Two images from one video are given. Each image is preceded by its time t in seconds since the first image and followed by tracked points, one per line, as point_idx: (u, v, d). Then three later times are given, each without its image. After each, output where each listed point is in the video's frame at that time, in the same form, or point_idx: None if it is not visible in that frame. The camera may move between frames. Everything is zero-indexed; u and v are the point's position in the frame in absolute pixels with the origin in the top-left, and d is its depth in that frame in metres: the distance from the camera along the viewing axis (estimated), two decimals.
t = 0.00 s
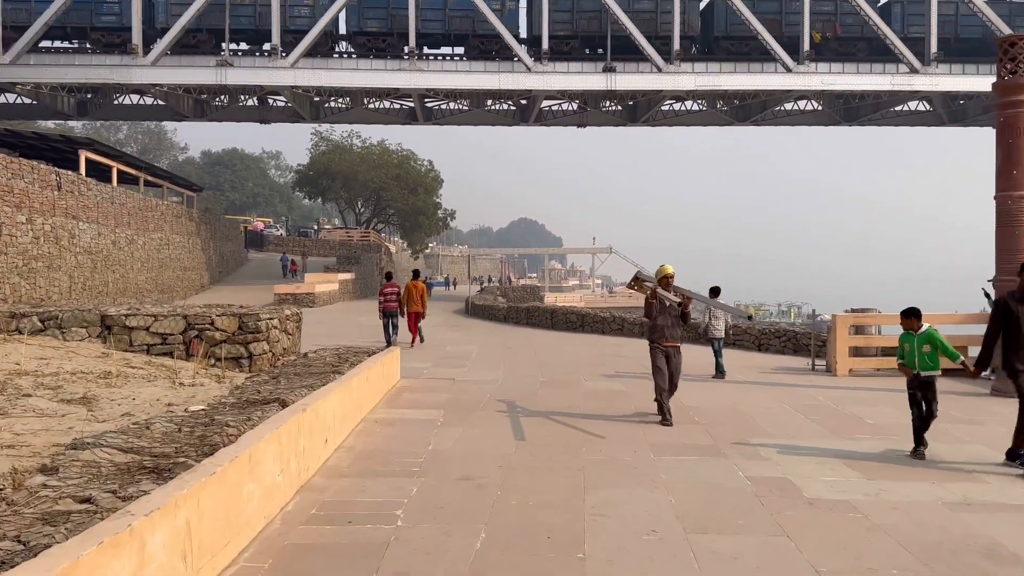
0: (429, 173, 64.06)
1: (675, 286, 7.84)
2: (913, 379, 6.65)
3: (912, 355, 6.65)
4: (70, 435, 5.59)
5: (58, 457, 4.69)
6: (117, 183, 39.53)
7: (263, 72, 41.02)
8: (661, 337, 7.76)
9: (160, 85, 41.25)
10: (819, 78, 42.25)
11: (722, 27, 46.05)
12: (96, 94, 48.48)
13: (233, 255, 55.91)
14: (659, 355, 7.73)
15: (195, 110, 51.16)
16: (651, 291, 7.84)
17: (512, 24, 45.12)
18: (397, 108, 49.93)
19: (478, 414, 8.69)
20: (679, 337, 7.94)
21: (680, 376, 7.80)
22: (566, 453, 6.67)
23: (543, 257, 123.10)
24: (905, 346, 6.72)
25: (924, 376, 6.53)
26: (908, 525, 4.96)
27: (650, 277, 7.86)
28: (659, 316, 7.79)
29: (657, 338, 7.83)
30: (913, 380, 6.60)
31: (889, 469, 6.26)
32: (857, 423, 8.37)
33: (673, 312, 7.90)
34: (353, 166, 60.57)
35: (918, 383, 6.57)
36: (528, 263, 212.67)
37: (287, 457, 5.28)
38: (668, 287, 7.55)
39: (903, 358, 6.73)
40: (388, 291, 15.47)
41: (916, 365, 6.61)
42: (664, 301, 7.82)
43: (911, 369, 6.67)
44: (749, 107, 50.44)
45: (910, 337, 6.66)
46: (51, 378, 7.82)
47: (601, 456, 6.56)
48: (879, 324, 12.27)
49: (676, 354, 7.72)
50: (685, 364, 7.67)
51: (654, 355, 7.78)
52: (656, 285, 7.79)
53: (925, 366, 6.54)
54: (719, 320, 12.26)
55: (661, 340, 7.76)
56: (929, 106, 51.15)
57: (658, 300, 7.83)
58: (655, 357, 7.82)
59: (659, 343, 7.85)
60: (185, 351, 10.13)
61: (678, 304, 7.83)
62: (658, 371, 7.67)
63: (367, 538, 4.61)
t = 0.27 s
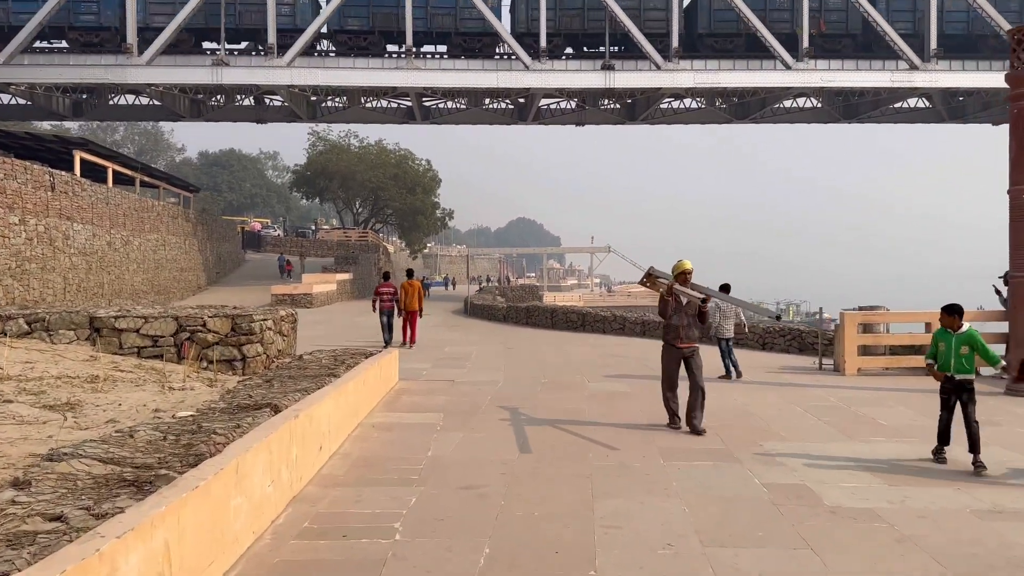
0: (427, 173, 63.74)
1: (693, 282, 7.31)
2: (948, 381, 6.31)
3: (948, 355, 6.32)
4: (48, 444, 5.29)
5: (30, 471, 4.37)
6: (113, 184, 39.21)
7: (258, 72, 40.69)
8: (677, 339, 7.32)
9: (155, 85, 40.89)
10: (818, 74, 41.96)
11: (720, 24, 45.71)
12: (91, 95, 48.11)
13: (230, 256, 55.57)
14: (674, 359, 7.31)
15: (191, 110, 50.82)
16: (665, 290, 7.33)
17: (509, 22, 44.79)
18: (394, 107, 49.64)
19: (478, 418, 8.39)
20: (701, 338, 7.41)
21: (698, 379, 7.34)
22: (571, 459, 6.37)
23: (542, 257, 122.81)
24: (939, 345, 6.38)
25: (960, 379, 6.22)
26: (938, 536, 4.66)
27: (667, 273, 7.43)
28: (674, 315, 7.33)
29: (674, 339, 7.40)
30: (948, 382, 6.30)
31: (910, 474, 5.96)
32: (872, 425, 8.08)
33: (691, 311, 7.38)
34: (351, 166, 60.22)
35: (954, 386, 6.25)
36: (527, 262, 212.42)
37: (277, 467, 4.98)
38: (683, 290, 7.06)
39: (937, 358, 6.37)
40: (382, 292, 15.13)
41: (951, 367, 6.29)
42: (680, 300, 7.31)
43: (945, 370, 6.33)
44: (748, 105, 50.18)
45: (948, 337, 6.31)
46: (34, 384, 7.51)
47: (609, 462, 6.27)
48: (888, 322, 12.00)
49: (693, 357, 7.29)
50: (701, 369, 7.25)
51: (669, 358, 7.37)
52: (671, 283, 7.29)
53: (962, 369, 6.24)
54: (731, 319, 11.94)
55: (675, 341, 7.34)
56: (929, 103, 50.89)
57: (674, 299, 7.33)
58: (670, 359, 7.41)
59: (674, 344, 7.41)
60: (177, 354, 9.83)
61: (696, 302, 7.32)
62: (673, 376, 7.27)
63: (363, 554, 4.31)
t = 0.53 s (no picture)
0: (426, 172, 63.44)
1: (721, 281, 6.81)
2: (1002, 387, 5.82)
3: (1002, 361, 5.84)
4: (26, 458, 4.97)
5: (2, 487, 4.06)
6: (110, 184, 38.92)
7: (257, 70, 40.35)
8: (704, 344, 6.76)
9: (153, 84, 40.57)
10: (820, 71, 41.64)
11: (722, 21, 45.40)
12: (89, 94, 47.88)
13: (229, 256, 55.31)
14: (702, 366, 6.75)
15: (190, 109, 50.53)
16: (692, 291, 6.80)
17: (509, 20, 44.44)
18: (393, 106, 49.35)
19: (482, 423, 8.09)
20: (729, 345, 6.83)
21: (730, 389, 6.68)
22: (583, 467, 6.07)
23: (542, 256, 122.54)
24: (992, 347, 5.89)
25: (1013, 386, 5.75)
26: (980, 552, 4.33)
27: (691, 276, 6.98)
28: (701, 318, 6.78)
29: (701, 345, 6.80)
30: (999, 389, 5.81)
31: (941, 483, 5.64)
32: (892, 428, 7.76)
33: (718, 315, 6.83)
34: (350, 165, 59.89)
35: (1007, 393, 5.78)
36: (527, 262, 212.27)
37: (269, 480, 4.66)
38: (715, 290, 6.53)
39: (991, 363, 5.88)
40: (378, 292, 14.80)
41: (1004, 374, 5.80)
42: (708, 301, 6.78)
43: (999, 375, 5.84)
44: (750, 102, 49.88)
45: (1003, 339, 5.83)
46: (19, 389, 7.20)
47: (622, 471, 5.94)
48: (900, 321, 11.73)
49: (722, 364, 6.74)
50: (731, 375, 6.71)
51: (696, 365, 6.80)
52: (699, 283, 6.76)
53: (1016, 374, 5.75)
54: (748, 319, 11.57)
55: (703, 346, 6.76)
56: (931, 100, 50.57)
57: (701, 301, 6.79)
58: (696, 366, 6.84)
59: (703, 351, 6.79)
60: (170, 357, 9.54)
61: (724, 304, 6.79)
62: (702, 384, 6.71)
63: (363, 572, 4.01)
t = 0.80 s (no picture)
0: (429, 173, 63.20)
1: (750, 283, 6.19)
2: None
3: None
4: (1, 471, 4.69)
5: None
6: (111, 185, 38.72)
7: (258, 71, 40.08)
8: (732, 351, 6.08)
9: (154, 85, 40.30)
10: (825, 71, 41.27)
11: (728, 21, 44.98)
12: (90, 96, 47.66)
13: (231, 258, 55.09)
14: (729, 376, 6.07)
15: (191, 111, 50.31)
16: (720, 293, 6.12)
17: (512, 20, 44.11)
18: (395, 107, 49.08)
19: (485, 430, 7.81)
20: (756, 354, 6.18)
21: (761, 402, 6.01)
22: (590, 478, 5.80)
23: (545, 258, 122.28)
24: None
25: None
26: (1019, 575, 4.01)
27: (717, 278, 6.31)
28: (729, 323, 6.09)
29: (726, 355, 6.11)
30: None
31: (968, 497, 5.35)
32: (911, 436, 7.44)
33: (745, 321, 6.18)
34: (352, 167, 59.63)
35: None
36: (530, 263, 212.01)
37: (255, 496, 4.38)
38: (750, 290, 5.87)
39: None
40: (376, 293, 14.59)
41: None
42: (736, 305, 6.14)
43: None
44: (754, 102, 49.54)
45: None
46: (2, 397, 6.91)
47: (631, 485, 5.63)
48: (913, 324, 11.44)
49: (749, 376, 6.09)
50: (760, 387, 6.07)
51: (721, 376, 6.11)
52: (727, 285, 6.12)
53: None
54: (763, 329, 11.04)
55: (731, 355, 6.07)
56: (937, 100, 50.19)
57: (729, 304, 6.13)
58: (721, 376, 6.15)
59: (730, 360, 6.10)
60: (162, 361, 9.26)
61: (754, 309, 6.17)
62: (729, 395, 6.02)
63: None
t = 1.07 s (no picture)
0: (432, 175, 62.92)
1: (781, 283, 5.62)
2: None
3: None
4: None
5: None
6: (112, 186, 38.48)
7: (260, 71, 39.78)
8: (762, 359, 5.52)
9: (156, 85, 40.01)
10: (831, 71, 40.82)
11: (733, 21, 44.46)
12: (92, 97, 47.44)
13: (233, 259, 54.86)
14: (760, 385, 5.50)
15: (193, 111, 50.06)
16: (748, 294, 5.58)
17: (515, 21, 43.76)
18: (398, 108, 48.78)
19: (483, 437, 7.48)
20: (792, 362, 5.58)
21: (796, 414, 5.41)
22: (594, 490, 5.47)
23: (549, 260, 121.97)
24: None
25: None
26: None
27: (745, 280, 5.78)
28: (759, 327, 5.54)
29: (758, 362, 5.54)
30: None
31: (998, 513, 5.01)
32: (930, 445, 7.09)
33: (779, 326, 5.61)
34: (355, 168, 59.30)
35: None
36: (534, 265, 211.81)
37: (231, 513, 4.05)
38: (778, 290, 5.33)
39: None
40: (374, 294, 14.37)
41: None
42: (766, 308, 5.59)
43: None
44: (759, 103, 49.14)
45: None
46: None
47: (637, 501, 5.28)
48: (929, 327, 11.08)
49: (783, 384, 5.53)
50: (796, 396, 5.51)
51: (750, 385, 5.57)
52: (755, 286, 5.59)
53: None
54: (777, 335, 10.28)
55: (761, 361, 5.51)
56: (944, 101, 49.73)
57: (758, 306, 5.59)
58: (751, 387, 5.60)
59: (761, 368, 5.54)
60: (151, 364, 8.95)
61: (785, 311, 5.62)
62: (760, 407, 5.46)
63: None
